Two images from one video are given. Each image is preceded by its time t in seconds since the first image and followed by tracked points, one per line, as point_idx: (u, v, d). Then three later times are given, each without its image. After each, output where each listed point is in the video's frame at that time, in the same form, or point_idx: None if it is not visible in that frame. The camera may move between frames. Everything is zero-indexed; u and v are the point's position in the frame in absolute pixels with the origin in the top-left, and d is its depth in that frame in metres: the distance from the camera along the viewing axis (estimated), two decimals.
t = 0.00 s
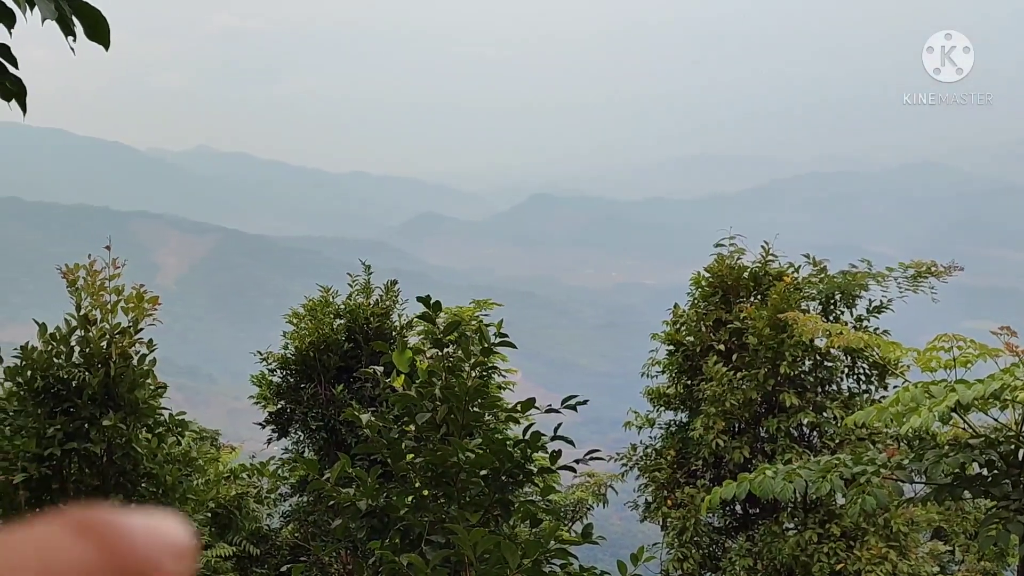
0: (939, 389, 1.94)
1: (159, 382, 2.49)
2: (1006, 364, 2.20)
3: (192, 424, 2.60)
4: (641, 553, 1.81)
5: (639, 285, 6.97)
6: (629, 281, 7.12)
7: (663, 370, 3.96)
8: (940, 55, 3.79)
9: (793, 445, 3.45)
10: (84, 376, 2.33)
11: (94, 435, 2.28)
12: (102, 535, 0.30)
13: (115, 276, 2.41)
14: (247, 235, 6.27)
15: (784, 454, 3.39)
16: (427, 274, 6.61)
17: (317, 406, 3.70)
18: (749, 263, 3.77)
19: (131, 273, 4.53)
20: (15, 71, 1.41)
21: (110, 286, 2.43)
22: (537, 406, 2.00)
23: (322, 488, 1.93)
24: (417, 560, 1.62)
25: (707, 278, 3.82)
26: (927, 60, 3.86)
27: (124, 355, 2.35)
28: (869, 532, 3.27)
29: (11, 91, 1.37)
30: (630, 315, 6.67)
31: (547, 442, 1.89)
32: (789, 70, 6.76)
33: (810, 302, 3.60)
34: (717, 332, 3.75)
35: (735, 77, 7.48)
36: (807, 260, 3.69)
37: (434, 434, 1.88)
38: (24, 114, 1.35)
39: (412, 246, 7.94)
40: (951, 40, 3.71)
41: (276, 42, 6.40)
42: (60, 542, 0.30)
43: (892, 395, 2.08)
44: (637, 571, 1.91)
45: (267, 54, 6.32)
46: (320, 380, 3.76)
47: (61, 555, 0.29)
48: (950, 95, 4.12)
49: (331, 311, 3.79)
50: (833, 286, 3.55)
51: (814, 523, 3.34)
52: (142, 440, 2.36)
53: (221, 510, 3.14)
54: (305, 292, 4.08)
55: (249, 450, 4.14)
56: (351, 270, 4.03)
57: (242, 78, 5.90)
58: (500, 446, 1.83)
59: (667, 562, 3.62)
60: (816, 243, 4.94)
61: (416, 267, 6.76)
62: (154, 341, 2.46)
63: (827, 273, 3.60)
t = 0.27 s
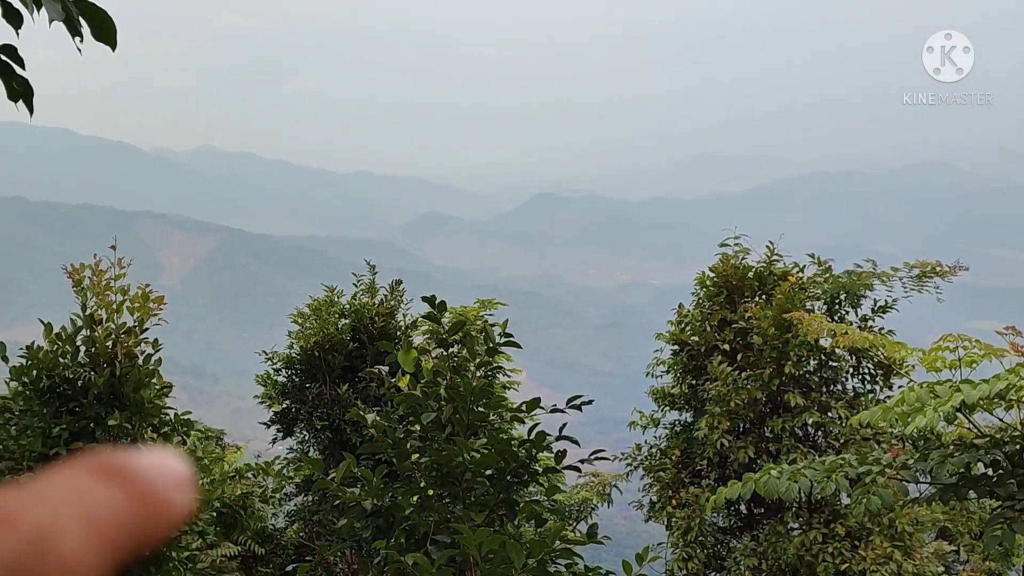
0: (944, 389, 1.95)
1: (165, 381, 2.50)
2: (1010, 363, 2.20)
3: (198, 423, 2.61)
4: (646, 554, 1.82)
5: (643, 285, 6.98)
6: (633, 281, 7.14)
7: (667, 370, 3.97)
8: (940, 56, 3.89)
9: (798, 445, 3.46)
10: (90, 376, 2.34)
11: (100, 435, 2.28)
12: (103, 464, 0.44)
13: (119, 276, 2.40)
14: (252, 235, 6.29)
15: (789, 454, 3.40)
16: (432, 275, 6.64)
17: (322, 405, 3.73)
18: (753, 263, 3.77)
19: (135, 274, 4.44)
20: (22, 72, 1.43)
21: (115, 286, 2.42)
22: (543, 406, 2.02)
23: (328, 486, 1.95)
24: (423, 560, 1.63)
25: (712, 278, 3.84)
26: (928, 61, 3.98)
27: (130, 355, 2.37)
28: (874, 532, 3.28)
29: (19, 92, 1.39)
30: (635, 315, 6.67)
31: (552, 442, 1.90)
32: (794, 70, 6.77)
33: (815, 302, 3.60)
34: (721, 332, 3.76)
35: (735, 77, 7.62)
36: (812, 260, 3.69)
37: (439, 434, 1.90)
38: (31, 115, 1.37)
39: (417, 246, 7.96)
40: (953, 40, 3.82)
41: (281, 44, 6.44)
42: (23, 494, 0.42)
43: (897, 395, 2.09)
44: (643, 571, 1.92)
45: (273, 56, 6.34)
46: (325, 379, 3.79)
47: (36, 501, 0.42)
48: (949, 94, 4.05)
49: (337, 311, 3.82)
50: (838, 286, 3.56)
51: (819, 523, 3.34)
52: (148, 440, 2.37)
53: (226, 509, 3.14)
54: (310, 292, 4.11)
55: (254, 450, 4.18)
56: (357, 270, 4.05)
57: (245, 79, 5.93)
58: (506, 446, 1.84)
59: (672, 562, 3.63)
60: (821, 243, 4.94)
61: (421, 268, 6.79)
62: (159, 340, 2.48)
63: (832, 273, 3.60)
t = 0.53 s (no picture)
0: (945, 389, 1.95)
1: (165, 381, 2.50)
2: (1011, 363, 2.20)
3: (199, 423, 2.65)
4: (646, 554, 1.82)
5: (644, 284, 6.97)
6: (635, 280, 7.15)
7: (668, 370, 3.98)
8: (939, 56, 3.67)
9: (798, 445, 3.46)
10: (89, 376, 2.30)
11: (100, 436, 2.25)
12: (106, 241, 0.42)
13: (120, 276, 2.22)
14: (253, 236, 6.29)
15: (790, 454, 3.39)
16: (433, 275, 6.64)
17: (323, 406, 3.74)
18: (754, 262, 3.78)
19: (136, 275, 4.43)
20: (21, 71, 1.43)
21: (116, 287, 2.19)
22: (543, 406, 2.02)
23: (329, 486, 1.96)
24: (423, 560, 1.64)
25: (712, 277, 3.85)
26: (926, 61, 3.75)
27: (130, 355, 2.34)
28: (875, 531, 3.28)
29: (18, 92, 1.39)
30: (636, 315, 6.66)
31: (552, 442, 1.90)
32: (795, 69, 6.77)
33: (816, 302, 3.59)
34: (722, 332, 3.76)
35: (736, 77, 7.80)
36: (813, 259, 3.67)
37: (440, 434, 1.90)
38: (29, 115, 1.37)
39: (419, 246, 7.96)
40: (952, 39, 3.62)
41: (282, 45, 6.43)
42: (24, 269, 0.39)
43: (898, 394, 2.08)
44: (644, 570, 1.92)
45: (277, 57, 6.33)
46: (326, 380, 3.80)
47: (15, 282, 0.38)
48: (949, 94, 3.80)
49: (337, 311, 3.82)
50: (838, 285, 3.55)
51: (820, 522, 3.34)
52: (148, 440, 2.40)
53: (227, 509, 3.14)
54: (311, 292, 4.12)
55: (256, 450, 4.20)
56: (358, 270, 4.05)
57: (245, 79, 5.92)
58: (506, 446, 1.84)
59: (673, 562, 3.64)
60: (823, 243, 4.94)
61: (422, 268, 6.79)
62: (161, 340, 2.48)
63: (832, 273, 3.59)
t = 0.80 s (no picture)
0: (944, 388, 1.94)
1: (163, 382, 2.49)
2: (1010, 362, 2.19)
3: (197, 423, 2.64)
4: (646, 554, 1.82)
5: (644, 284, 6.96)
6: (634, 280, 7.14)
7: (667, 369, 3.97)
8: (939, 56, 3.67)
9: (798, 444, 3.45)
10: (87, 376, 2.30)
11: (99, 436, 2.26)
12: (199, 214, 0.33)
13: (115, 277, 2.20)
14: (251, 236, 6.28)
15: (790, 453, 3.39)
16: (432, 275, 6.63)
17: (322, 406, 3.73)
18: (753, 262, 3.77)
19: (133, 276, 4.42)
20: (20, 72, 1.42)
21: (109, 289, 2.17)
22: (542, 406, 2.01)
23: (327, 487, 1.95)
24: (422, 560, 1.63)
25: (711, 277, 3.83)
26: (926, 61, 3.75)
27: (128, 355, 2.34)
28: (874, 531, 3.27)
29: (16, 93, 1.38)
30: (635, 315, 6.65)
31: (551, 442, 1.90)
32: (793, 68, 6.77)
33: (815, 301, 3.59)
34: (721, 331, 3.75)
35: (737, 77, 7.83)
36: (811, 259, 3.70)
37: (438, 434, 1.89)
38: (27, 117, 1.36)
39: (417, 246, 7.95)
40: (953, 38, 3.61)
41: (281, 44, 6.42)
42: (101, 244, 0.29)
43: (897, 394, 2.08)
44: (643, 570, 1.91)
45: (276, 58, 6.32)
46: (324, 380, 3.78)
47: (97, 254, 0.28)
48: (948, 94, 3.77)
49: (336, 311, 3.82)
50: (838, 285, 3.54)
51: (819, 522, 3.34)
52: (147, 440, 2.39)
53: (226, 510, 3.15)
54: (309, 292, 4.11)
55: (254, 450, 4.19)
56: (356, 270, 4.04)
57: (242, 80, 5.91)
58: (506, 446, 1.83)
59: (673, 562, 3.63)
60: (823, 243, 4.94)
61: (421, 268, 6.78)
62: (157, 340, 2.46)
63: (831, 272, 3.59)
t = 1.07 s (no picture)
0: (943, 387, 1.94)
1: (162, 382, 2.48)
2: (1009, 361, 2.18)
3: (196, 424, 2.63)
4: (645, 554, 1.80)
5: (643, 284, 6.95)
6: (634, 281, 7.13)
7: (666, 369, 3.96)
8: (939, 56, 3.65)
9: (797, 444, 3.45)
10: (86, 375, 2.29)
11: (99, 436, 2.25)
12: (131, 224, 0.34)
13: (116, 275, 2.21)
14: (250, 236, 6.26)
15: (789, 453, 3.39)
16: (431, 275, 6.62)
17: (321, 406, 3.72)
18: (752, 262, 3.76)
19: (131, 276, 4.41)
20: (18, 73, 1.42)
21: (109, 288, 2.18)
22: (541, 406, 2.00)
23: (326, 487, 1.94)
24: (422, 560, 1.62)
25: (710, 277, 3.83)
26: (926, 61, 3.73)
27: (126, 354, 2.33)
28: (874, 531, 3.26)
29: (14, 94, 1.37)
30: (635, 315, 6.65)
31: (551, 442, 1.89)
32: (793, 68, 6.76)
33: (814, 301, 3.59)
34: (721, 331, 3.74)
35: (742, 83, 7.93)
36: (811, 259, 3.69)
37: (438, 434, 1.88)
38: (25, 117, 1.35)
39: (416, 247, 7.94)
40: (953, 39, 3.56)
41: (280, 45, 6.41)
42: (37, 262, 0.31)
43: (897, 394, 2.07)
44: (642, 570, 1.91)
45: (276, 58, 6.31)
46: (323, 380, 3.77)
47: (29, 275, 0.30)
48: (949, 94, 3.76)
49: (335, 311, 3.81)
50: (837, 285, 3.54)
51: (818, 522, 3.34)
52: (146, 441, 2.38)
53: (226, 510, 3.13)
54: (308, 292, 4.10)
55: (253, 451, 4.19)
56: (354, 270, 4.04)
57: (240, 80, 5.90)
58: (505, 446, 1.83)
59: (672, 562, 3.63)
60: (823, 243, 4.93)
61: (420, 268, 6.77)
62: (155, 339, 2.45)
63: (831, 272, 3.59)
